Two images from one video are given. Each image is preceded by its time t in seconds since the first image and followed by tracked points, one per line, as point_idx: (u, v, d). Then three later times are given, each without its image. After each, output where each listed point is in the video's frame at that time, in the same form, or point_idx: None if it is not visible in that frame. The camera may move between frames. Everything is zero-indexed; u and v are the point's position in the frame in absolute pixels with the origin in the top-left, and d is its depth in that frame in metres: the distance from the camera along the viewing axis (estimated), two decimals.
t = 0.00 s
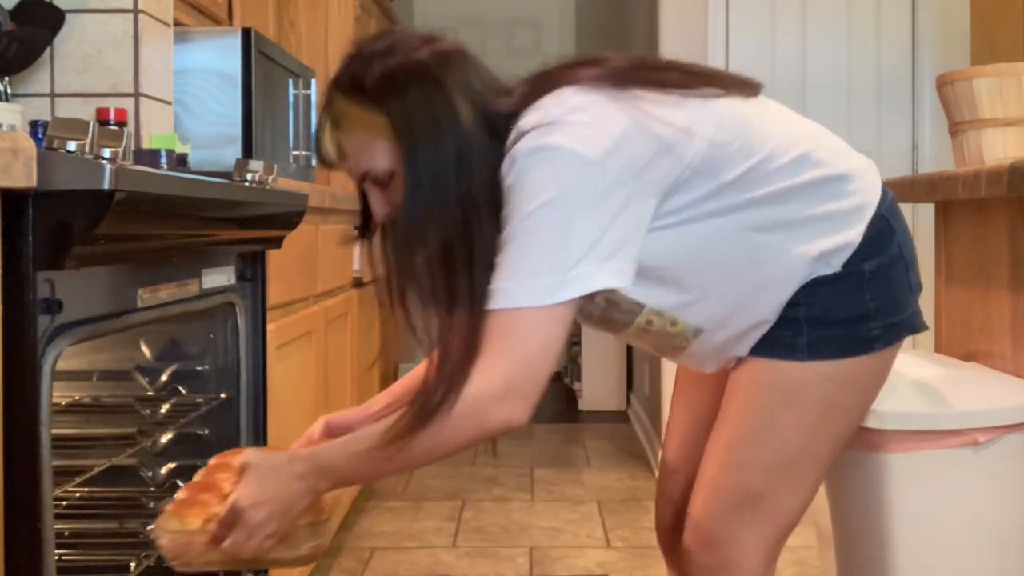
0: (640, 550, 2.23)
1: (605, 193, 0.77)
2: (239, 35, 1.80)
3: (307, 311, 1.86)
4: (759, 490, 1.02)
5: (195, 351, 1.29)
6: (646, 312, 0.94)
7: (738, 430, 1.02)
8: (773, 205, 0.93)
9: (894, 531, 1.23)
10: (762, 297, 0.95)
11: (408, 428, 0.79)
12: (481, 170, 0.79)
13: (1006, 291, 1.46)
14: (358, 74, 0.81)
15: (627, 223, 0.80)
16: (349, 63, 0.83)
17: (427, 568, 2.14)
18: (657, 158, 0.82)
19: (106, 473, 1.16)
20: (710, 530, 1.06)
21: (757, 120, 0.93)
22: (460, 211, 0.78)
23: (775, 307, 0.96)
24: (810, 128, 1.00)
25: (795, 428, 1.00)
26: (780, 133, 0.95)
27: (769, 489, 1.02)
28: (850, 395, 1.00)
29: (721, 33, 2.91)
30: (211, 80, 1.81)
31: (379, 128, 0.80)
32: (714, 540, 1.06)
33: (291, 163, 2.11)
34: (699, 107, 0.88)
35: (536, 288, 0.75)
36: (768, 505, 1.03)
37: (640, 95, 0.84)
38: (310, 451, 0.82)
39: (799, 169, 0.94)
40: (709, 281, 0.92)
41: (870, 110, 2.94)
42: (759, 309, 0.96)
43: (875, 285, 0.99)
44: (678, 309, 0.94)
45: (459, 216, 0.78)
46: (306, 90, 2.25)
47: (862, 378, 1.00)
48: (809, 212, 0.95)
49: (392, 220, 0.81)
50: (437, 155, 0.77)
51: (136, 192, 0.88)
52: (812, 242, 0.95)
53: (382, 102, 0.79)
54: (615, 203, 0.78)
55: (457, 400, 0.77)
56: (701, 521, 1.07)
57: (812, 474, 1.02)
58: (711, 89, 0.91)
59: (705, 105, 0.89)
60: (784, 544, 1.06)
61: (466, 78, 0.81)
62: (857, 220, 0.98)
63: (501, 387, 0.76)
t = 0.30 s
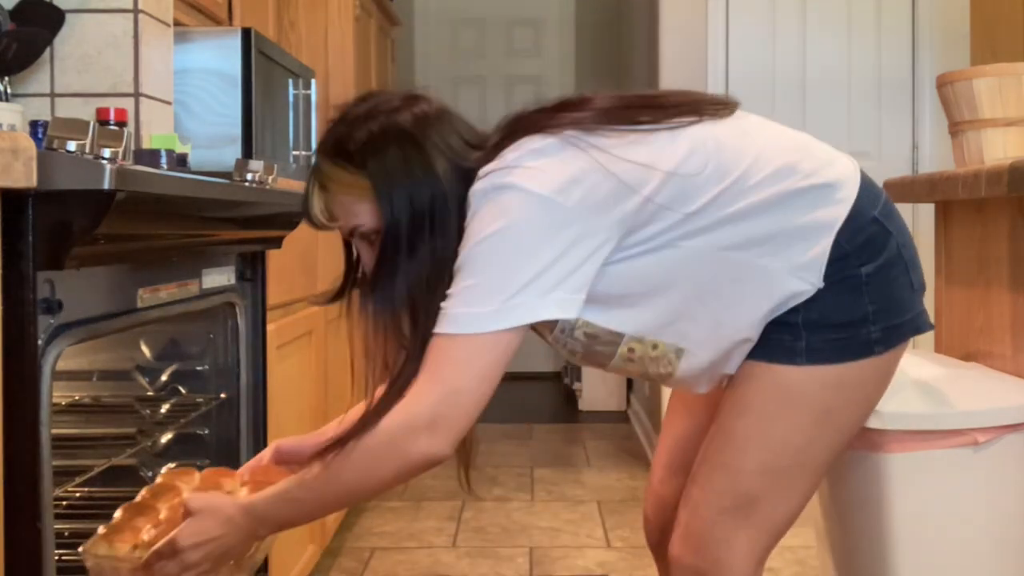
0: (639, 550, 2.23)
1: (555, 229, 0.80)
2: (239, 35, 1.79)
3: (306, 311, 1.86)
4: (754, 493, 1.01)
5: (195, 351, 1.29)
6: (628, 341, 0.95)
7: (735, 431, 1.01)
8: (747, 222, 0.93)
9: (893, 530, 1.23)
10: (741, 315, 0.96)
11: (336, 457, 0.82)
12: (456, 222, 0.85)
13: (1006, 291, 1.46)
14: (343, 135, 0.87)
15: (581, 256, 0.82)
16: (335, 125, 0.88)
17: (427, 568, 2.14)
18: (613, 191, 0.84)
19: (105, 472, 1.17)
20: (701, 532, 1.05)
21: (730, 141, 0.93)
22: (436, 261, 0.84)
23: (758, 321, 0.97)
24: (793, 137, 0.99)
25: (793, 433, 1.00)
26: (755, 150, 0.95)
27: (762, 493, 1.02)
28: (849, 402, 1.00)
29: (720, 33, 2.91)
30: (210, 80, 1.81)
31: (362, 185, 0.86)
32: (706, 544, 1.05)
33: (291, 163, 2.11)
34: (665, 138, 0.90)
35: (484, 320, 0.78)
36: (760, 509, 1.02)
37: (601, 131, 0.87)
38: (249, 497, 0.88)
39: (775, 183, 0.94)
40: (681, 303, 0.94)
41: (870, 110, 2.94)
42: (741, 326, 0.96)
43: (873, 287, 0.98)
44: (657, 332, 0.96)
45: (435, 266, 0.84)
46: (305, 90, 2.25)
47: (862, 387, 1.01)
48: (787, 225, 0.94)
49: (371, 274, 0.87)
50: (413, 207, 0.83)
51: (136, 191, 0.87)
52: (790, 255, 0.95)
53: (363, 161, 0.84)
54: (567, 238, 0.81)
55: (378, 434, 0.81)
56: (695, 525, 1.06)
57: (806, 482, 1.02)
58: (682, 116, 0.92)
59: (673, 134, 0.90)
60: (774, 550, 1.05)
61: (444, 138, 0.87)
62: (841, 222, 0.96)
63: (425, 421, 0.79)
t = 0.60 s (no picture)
0: (639, 550, 2.23)
1: (533, 234, 0.81)
2: (239, 35, 1.79)
3: (307, 311, 1.86)
4: (754, 494, 1.02)
5: (195, 352, 1.29)
6: (620, 347, 0.97)
7: (736, 431, 1.01)
8: (735, 224, 0.93)
9: (893, 531, 1.23)
10: (734, 319, 0.96)
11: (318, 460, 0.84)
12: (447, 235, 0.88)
13: (1005, 291, 1.46)
14: (336, 153, 0.90)
15: (562, 263, 0.83)
16: (329, 143, 0.91)
17: (427, 568, 2.14)
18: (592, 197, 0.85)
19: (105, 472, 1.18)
20: (700, 532, 1.05)
21: (717, 145, 0.94)
22: (429, 274, 0.88)
23: (751, 325, 0.96)
24: (783, 139, 0.99)
25: (793, 434, 1.00)
26: (744, 153, 0.95)
27: (763, 494, 1.02)
28: (851, 403, 1.00)
29: (720, 32, 2.91)
30: (210, 80, 1.81)
31: (356, 203, 0.89)
32: (705, 546, 1.05)
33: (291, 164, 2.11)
34: (650, 145, 0.92)
35: (466, 325, 0.80)
36: (761, 510, 1.02)
37: (584, 141, 0.89)
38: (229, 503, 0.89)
39: (764, 184, 0.94)
40: (670, 308, 0.95)
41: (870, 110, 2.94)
42: (734, 330, 0.96)
43: (874, 287, 0.98)
44: (648, 338, 0.97)
45: (428, 278, 0.88)
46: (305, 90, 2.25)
47: (864, 387, 1.00)
48: (776, 227, 0.94)
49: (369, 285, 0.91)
50: (406, 222, 0.86)
51: (135, 191, 0.87)
52: (781, 257, 0.95)
53: (357, 179, 0.87)
54: (546, 243, 0.82)
55: (370, 440, 0.82)
56: (694, 526, 1.06)
57: (807, 483, 1.02)
58: (668, 124, 0.94)
59: (658, 141, 0.92)
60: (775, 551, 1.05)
61: (435, 153, 0.89)
62: (829, 220, 0.96)
63: (407, 427, 0.81)
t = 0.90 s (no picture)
0: (640, 550, 2.23)
1: (526, 228, 0.81)
2: (239, 35, 1.79)
3: (307, 311, 1.86)
4: (754, 493, 1.02)
5: (195, 352, 1.29)
6: (615, 344, 0.96)
7: (736, 431, 1.01)
8: (729, 219, 0.93)
9: (892, 531, 1.23)
10: (728, 315, 0.95)
11: (315, 457, 0.84)
12: (441, 235, 0.87)
13: (1006, 291, 1.46)
14: (332, 152, 0.90)
15: (556, 258, 0.83)
16: (325, 143, 0.92)
17: (427, 568, 2.14)
18: (584, 192, 0.85)
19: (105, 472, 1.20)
20: (701, 532, 1.05)
21: (711, 141, 0.95)
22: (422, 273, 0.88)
23: (745, 321, 0.96)
24: (777, 136, 0.99)
25: (793, 433, 1.00)
26: (737, 149, 0.95)
27: (764, 494, 1.02)
28: (850, 401, 1.00)
29: (720, 32, 2.91)
30: (210, 80, 1.81)
31: (351, 202, 0.89)
32: (706, 545, 1.05)
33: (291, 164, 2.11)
34: (643, 140, 0.92)
35: (460, 319, 0.80)
36: (762, 509, 1.02)
37: (578, 136, 0.90)
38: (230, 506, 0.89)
39: (757, 180, 0.94)
40: (665, 303, 0.95)
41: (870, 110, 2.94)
42: (729, 327, 0.96)
43: (868, 282, 0.98)
44: (643, 335, 0.96)
45: (422, 278, 0.88)
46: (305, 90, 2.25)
47: (863, 384, 1.00)
48: (769, 222, 0.94)
49: (365, 283, 0.91)
50: (398, 220, 0.86)
51: (136, 191, 0.87)
52: (775, 253, 0.95)
53: (351, 178, 0.88)
54: (539, 237, 0.82)
55: (371, 440, 0.82)
56: (695, 525, 1.06)
57: (807, 482, 1.02)
58: (662, 120, 0.94)
59: (652, 137, 0.92)
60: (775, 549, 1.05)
61: (429, 152, 0.90)
62: (823, 217, 0.96)
63: (408, 424, 0.82)
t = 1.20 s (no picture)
0: (640, 550, 2.23)
1: (525, 226, 0.81)
2: (239, 35, 1.79)
3: (306, 311, 1.86)
4: (752, 492, 1.02)
5: (194, 352, 1.29)
6: (614, 342, 0.96)
7: (735, 430, 1.01)
8: (728, 217, 0.93)
9: (892, 531, 1.23)
10: (727, 314, 0.95)
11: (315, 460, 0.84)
12: (440, 235, 0.87)
13: (1005, 291, 1.46)
14: (330, 152, 0.90)
15: (554, 255, 0.83)
16: (323, 143, 0.92)
17: (427, 568, 2.14)
18: (582, 190, 0.86)
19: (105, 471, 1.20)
20: (701, 532, 1.05)
21: (709, 139, 0.94)
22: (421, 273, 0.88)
23: (743, 320, 0.96)
24: (775, 134, 0.99)
25: (791, 433, 1.00)
26: (735, 147, 0.95)
27: (763, 493, 1.02)
28: (848, 400, 1.00)
29: (720, 33, 2.91)
30: (210, 80, 1.81)
31: (350, 200, 0.89)
32: (706, 545, 1.05)
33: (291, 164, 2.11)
34: (642, 138, 0.92)
35: (461, 318, 0.80)
36: (761, 508, 1.02)
37: (577, 134, 0.90)
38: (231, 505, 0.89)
39: (755, 177, 0.94)
40: (664, 301, 0.95)
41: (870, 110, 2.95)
42: (727, 325, 0.96)
43: (865, 281, 0.98)
44: (642, 333, 0.96)
45: (421, 277, 0.88)
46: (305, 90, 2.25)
47: (861, 383, 1.00)
48: (767, 221, 0.94)
49: (365, 282, 0.91)
50: (397, 221, 0.86)
51: (136, 191, 0.87)
52: (773, 251, 0.95)
53: (350, 178, 0.88)
54: (538, 235, 0.82)
55: (369, 439, 0.83)
56: (694, 525, 1.06)
57: (806, 481, 1.02)
58: (661, 118, 0.94)
59: (651, 135, 0.92)
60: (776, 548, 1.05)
61: (428, 151, 0.90)
62: (821, 215, 0.96)
63: (409, 425, 0.82)
